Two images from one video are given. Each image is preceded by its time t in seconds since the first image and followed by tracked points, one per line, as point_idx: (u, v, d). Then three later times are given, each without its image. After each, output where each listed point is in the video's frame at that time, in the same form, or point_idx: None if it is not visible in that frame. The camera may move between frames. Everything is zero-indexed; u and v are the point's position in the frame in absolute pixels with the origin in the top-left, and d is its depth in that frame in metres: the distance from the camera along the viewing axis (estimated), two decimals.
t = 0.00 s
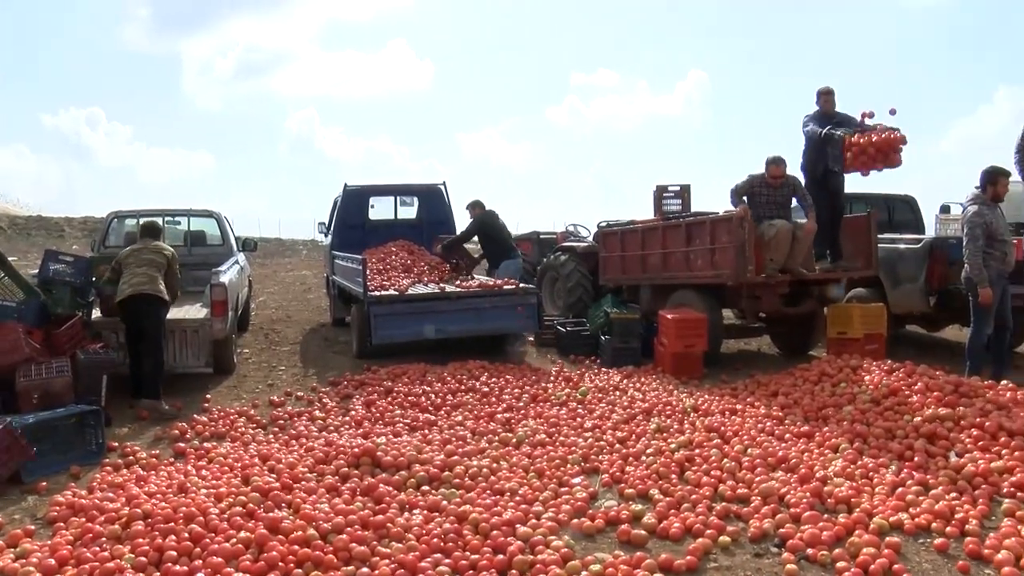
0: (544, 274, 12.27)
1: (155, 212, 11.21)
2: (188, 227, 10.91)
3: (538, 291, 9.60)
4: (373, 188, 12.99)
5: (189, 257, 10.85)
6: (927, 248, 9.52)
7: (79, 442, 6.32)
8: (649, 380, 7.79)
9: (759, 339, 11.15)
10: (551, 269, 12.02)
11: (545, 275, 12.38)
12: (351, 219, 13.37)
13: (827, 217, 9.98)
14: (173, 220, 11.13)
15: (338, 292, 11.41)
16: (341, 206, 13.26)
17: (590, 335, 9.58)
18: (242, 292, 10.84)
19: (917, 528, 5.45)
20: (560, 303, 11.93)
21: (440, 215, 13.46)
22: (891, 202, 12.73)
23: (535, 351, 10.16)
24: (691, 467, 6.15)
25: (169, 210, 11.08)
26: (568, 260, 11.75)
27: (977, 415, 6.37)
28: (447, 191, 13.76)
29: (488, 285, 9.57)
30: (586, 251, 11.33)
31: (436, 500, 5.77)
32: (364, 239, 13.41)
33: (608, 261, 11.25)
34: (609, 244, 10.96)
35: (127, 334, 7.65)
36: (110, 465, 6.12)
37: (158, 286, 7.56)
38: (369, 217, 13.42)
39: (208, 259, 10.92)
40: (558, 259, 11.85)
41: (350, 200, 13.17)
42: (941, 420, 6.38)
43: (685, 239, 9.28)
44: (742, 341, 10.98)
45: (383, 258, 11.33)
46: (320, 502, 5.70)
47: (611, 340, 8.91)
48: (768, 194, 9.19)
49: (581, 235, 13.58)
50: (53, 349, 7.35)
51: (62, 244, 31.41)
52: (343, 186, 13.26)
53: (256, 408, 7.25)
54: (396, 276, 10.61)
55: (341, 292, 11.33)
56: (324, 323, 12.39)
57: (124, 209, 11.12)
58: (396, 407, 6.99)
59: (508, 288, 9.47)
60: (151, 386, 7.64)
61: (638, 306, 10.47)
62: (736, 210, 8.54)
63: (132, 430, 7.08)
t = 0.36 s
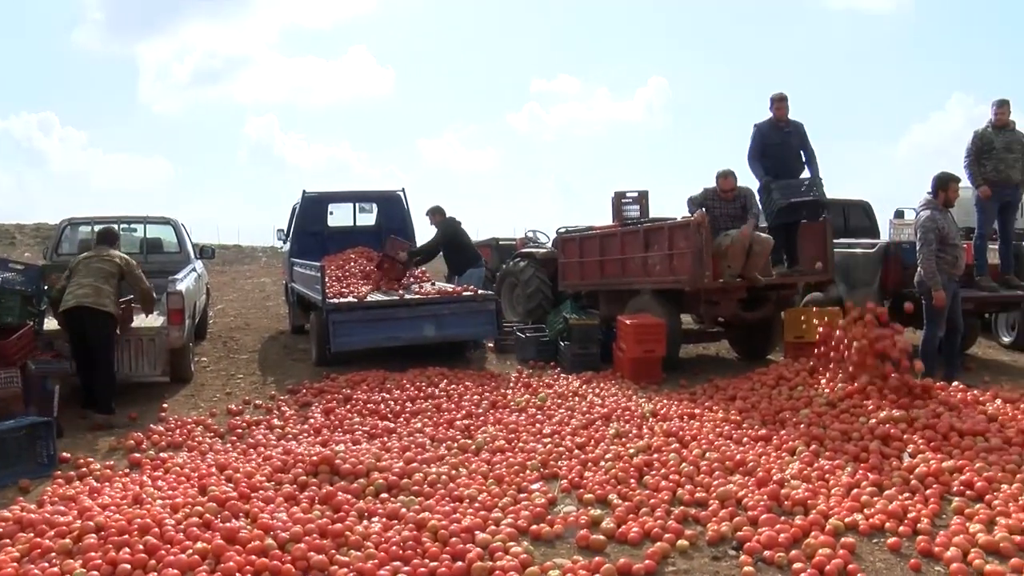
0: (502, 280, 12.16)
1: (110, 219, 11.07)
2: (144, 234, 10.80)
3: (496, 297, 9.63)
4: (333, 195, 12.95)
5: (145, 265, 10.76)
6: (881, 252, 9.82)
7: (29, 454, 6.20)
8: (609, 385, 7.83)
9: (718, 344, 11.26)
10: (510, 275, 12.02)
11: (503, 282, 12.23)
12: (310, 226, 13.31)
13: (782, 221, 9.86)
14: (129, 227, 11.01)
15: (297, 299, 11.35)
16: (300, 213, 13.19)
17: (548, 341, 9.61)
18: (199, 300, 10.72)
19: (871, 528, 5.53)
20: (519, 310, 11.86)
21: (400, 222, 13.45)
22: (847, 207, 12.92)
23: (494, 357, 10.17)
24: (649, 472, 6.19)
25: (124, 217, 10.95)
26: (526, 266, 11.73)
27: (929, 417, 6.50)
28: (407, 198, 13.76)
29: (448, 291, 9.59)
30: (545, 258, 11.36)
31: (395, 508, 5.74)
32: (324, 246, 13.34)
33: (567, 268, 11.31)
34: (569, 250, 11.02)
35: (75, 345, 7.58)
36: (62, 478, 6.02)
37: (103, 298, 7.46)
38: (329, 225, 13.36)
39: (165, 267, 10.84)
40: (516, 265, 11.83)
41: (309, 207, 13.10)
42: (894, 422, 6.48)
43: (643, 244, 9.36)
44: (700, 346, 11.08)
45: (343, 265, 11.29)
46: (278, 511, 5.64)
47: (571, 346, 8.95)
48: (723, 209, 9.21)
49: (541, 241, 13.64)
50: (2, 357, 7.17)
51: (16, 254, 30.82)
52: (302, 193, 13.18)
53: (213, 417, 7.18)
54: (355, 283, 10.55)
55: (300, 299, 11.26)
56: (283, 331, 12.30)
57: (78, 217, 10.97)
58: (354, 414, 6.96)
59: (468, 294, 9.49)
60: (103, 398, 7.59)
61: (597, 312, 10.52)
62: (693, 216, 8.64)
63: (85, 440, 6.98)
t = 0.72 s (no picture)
0: (464, 286, 12.24)
1: (65, 224, 10.93)
2: (100, 239, 10.68)
3: (457, 302, 9.65)
4: (292, 200, 12.88)
5: (101, 270, 10.64)
6: (838, 258, 9.82)
7: None
8: (569, 390, 7.86)
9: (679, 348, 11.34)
10: (472, 280, 12.03)
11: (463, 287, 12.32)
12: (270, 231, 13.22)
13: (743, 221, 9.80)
14: (84, 233, 10.88)
15: (256, 304, 11.26)
16: (260, 218, 13.10)
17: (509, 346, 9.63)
18: (158, 306, 10.61)
19: (827, 529, 5.60)
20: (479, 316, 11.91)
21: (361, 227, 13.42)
22: (805, 213, 13.09)
23: (456, 363, 10.17)
24: (609, 476, 6.21)
25: (80, 222, 10.82)
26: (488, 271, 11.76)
27: (883, 419, 6.59)
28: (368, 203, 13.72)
29: (409, 297, 9.58)
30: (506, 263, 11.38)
31: (355, 514, 5.71)
32: (284, 252, 13.26)
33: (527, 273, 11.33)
34: (529, 256, 11.06)
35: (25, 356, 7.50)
36: (13, 488, 5.92)
37: (47, 310, 7.32)
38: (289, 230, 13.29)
39: (122, 273, 10.74)
40: (477, 270, 11.87)
41: (269, 212, 13.02)
42: (851, 424, 6.56)
43: (603, 250, 9.42)
44: (661, 350, 11.15)
45: (303, 271, 11.23)
46: (236, 518, 5.57)
47: (530, 351, 8.96)
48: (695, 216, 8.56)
49: (502, 246, 13.68)
50: None
51: None
52: (262, 198, 13.06)
53: (171, 425, 7.11)
54: (315, 289, 10.47)
55: (260, 305, 11.18)
56: (243, 338, 12.21)
57: (32, 222, 10.81)
58: (314, 421, 6.92)
59: (429, 299, 9.50)
60: (56, 407, 7.47)
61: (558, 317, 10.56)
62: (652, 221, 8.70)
63: (37, 450, 6.87)
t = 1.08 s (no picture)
0: (422, 290, 12.23)
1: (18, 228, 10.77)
2: (52, 244, 10.53)
3: (415, 306, 9.66)
4: (250, 204, 12.81)
5: (53, 275, 10.50)
6: (794, 261, 9.96)
7: None
8: (527, 394, 7.88)
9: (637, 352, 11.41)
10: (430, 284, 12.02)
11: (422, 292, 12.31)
12: (226, 235, 13.13)
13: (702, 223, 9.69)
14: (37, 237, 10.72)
15: (212, 309, 11.17)
16: (216, 222, 13.01)
17: (468, 351, 9.64)
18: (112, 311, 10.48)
19: (782, 530, 5.66)
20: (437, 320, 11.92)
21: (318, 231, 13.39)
22: (762, 217, 13.21)
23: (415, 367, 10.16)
24: (567, 480, 6.23)
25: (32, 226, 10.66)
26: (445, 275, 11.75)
27: (837, 420, 6.68)
28: (326, 207, 13.69)
29: (367, 301, 9.57)
30: (465, 267, 11.41)
31: (312, 520, 5.66)
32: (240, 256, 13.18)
33: (485, 277, 11.34)
34: (487, 260, 11.07)
35: None
36: None
37: None
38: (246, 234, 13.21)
39: (74, 278, 10.61)
40: (435, 275, 11.87)
41: (225, 216, 12.94)
42: (806, 426, 6.64)
43: (561, 254, 9.44)
44: (618, 354, 11.19)
45: (259, 275, 11.16)
46: (191, 526, 5.48)
47: (489, 355, 8.97)
48: (681, 268, 8.12)
49: (460, 251, 13.71)
50: None
51: None
52: (219, 202, 12.97)
53: (125, 432, 7.03)
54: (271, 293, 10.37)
55: (216, 310, 11.08)
56: (200, 343, 12.09)
57: None
58: (271, 426, 6.87)
59: (387, 304, 9.50)
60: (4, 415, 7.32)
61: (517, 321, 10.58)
62: (610, 226, 8.74)
63: None
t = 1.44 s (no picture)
0: (377, 295, 12.23)
1: None
2: None
3: (370, 311, 9.66)
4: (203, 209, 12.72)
5: None
6: (748, 267, 10.13)
7: None
8: (482, 399, 7.89)
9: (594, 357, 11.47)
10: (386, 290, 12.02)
11: (378, 297, 12.31)
12: (180, 240, 13.02)
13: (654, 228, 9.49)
14: None
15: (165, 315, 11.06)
16: (169, 226, 12.89)
17: (423, 356, 9.64)
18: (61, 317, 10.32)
19: (734, 532, 5.72)
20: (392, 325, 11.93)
21: (272, 236, 13.35)
22: (717, 222, 13.24)
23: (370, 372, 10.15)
24: (521, 485, 6.24)
25: None
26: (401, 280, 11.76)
27: (789, 423, 6.76)
28: (280, 211, 13.63)
29: (322, 306, 9.55)
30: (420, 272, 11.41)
31: (264, 527, 5.58)
32: (194, 260, 13.07)
33: (441, 282, 11.34)
34: (442, 264, 11.07)
35: None
36: None
37: None
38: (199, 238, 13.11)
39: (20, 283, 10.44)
40: (391, 280, 11.88)
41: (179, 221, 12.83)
42: (759, 430, 6.70)
43: (516, 258, 9.47)
44: (573, 359, 11.25)
45: (212, 279, 11.08)
46: (140, 535, 5.36)
47: (444, 360, 8.96)
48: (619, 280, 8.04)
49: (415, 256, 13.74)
50: None
51: None
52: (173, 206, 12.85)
53: (73, 440, 6.93)
54: (226, 298, 10.28)
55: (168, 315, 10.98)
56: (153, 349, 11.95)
57: None
58: (224, 432, 6.82)
59: (342, 308, 9.49)
60: None
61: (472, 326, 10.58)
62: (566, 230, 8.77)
63: None
